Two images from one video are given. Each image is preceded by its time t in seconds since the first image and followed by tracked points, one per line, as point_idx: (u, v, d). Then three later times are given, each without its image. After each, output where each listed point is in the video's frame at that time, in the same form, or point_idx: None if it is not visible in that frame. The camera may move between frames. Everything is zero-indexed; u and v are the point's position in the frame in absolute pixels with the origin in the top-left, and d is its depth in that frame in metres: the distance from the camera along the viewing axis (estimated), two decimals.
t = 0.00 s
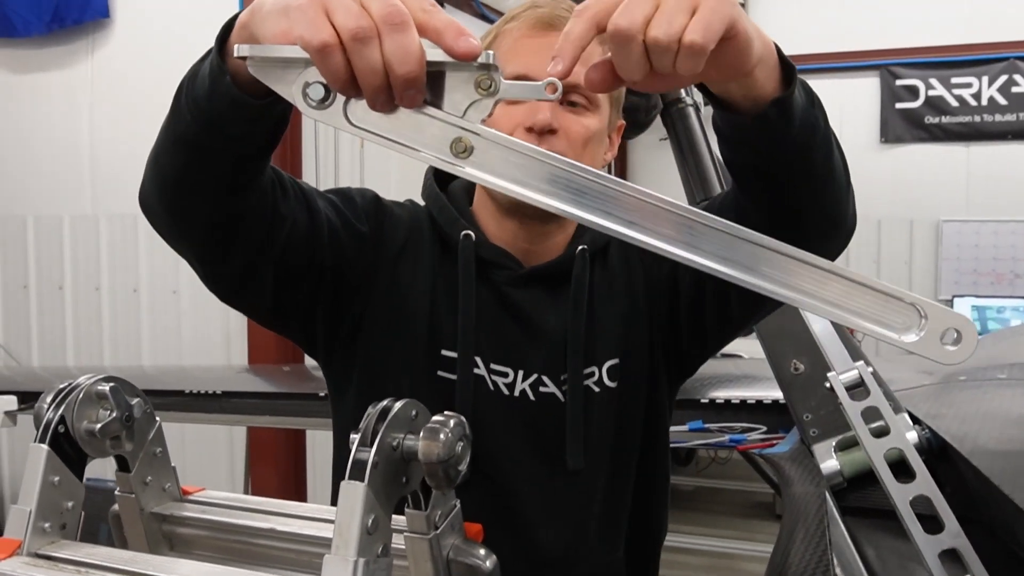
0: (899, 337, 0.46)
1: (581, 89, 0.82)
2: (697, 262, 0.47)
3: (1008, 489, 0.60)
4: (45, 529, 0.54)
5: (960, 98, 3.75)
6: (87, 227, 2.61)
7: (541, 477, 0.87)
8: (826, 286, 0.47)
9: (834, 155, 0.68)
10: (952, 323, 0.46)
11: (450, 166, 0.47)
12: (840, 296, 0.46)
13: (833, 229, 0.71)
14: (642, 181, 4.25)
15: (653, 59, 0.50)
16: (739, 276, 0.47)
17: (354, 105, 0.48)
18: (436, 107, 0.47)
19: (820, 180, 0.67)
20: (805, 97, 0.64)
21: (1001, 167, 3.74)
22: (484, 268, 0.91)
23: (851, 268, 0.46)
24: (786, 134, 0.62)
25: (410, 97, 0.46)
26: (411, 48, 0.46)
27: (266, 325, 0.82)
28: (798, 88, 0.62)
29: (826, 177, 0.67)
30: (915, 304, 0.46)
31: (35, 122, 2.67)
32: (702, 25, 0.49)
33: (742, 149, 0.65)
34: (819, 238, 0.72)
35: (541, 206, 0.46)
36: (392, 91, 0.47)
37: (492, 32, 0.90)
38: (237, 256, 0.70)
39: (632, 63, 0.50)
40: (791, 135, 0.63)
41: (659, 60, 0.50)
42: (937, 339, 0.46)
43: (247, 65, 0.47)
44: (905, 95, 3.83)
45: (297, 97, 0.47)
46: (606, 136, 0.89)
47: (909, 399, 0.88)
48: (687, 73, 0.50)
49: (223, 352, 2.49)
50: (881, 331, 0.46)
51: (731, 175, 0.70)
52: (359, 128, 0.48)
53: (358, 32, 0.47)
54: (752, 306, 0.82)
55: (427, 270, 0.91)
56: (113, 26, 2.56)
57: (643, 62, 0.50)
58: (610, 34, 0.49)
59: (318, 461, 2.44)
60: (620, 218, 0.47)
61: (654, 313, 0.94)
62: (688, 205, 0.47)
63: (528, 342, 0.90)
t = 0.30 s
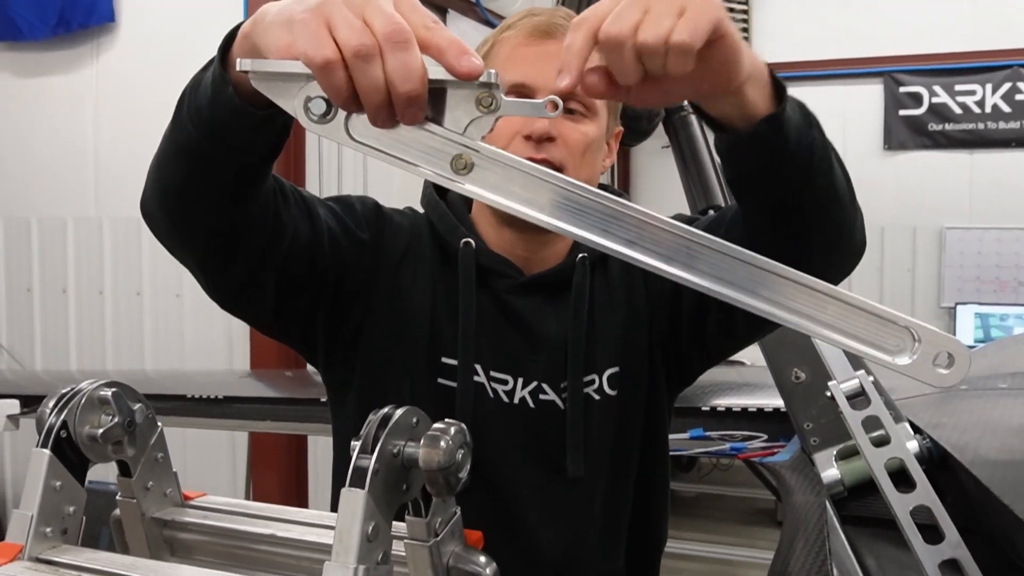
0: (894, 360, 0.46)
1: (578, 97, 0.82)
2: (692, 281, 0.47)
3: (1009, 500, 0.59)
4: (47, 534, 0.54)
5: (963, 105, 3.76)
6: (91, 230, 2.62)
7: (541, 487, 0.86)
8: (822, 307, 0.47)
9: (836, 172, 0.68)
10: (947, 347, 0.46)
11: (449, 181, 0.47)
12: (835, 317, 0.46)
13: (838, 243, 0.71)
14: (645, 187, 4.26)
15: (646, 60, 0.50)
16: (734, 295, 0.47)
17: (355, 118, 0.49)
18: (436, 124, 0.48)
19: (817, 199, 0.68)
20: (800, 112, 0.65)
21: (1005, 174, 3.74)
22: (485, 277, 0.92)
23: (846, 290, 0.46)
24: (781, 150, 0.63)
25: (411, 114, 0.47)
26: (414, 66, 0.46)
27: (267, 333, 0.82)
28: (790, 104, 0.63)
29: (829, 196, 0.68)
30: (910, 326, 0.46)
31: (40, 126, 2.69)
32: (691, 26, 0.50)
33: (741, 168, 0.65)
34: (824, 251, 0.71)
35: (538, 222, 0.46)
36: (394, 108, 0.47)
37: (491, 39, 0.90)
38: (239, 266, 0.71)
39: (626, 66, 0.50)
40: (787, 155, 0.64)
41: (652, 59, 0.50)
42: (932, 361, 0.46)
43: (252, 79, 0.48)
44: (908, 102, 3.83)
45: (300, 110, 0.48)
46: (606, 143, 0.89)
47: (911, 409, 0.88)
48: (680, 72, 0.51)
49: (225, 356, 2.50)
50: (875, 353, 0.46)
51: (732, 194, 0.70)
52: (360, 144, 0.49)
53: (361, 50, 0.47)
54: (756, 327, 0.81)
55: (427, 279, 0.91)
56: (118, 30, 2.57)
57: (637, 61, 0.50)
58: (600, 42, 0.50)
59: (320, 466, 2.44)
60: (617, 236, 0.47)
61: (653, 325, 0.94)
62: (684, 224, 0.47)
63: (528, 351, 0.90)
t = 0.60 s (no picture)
0: (887, 394, 0.46)
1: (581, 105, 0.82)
2: (689, 309, 0.47)
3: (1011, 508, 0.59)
4: (50, 540, 0.54)
5: (965, 112, 3.79)
6: (93, 233, 2.63)
7: (542, 497, 0.86)
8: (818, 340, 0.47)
9: (811, 205, 0.69)
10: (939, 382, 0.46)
11: (450, 205, 0.47)
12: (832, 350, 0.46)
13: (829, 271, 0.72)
14: (647, 192, 4.27)
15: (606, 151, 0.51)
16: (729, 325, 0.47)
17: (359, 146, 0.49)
18: (440, 146, 0.48)
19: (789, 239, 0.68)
20: (769, 156, 0.66)
21: (1007, 180, 3.75)
22: (489, 285, 0.92)
23: (845, 323, 0.46)
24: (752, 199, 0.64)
25: (415, 137, 0.47)
26: (419, 90, 0.47)
27: (271, 342, 0.83)
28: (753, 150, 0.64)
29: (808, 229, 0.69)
30: (905, 361, 0.46)
31: (45, 129, 2.69)
32: (645, 114, 0.50)
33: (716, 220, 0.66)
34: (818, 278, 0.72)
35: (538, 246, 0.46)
36: (398, 131, 0.47)
37: (493, 48, 0.91)
38: (243, 277, 0.71)
39: (588, 157, 0.51)
40: (755, 204, 0.65)
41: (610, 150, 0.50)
42: (924, 397, 0.46)
43: (255, 96, 0.48)
44: (911, 108, 3.85)
45: (304, 130, 0.48)
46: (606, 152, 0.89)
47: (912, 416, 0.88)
48: (638, 158, 0.51)
49: (226, 360, 2.50)
50: (868, 387, 0.46)
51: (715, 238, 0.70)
52: (364, 164, 0.49)
53: (367, 74, 0.48)
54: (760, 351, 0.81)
55: (430, 288, 0.91)
56: (120, 34, 2.58)
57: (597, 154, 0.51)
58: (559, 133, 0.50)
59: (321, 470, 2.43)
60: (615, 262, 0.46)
61: (653, 336, 0.94)
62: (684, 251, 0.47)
63: (529, 361, 0.90)
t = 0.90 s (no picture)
0: (894, 378, 0.47)
1: (580, 110, 0.81)
2: (694, 300, 0.47)
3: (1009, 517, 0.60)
4: (50, 546, 0.55)
5: (966, 117, 3.78)
6: (94, 238, 2.63)
7: (543, 504, 0.86)
8: (823, 326, 0.47)
9: (844, 216, 0.69)
10: (945, 364, 0.46)
11: (451, 202, 0.47)
12: (837, 337, 0.47)
13: (841, 278, 0.72)
14: (648, 198, 4.27)
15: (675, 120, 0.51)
16: (733, 314, 0.48)
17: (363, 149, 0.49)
18: (441, 145, 0.48)
19: (824, 240, 0.68)
20: (818, 155, 0.66)
21: (1008, 186, 3.75)
22: (488, 291, 0.92)
23: (848, 310, 0.46)
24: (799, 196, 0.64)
25: (416, 136, 0.47)
26: (419, 89, 0.47)
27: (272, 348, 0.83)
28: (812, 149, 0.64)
29: (833, 237, 0.69)
30: (910, 345, 0.46)
31: (48, 134, 2.70)
32: (722, 86, 0.51)
33: (751, 206, 0.66)
34: (829, 287, 0.72)
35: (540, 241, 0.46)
36: (399, 130, 0.48)
37: (491, 57, 0.91)
38: (246, 281, 0.72)
39: (659, 125, 0.51)
40: (799, 203, 0.65)
41: (681, 118, 0.51)
42: (930, 380, 0.47)
43: (257, 101, 0.48)
44: (911, 114, 3.85)
45: (305, 131, 0.48)
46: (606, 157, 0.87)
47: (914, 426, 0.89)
48: (709, 130, 0.52)
49: (227, 365, 2.50)
50: (875, 372, 0.47)
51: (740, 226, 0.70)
52: (366, 165, 0.49)
53: (367, 73, 0.48)
54: (761, 348, 0.82)
55: (430, 294, 0.91)
56: (122, 40, 2.59)
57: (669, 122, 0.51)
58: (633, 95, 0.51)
59: (322, 476, 2.43)
60: (619, 256, 0.47)
61: (653, 340, 0.94)
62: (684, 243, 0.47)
63: (530, 366, 0.90)
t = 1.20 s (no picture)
0: (901, 357, 0.46)
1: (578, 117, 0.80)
2: (697, 275, 0.47)
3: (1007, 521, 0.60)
4: (49, 551, 0.55)
5: (964, 122, 3.79)
6: (94, 243, 2.64)
7: (539, 508, 0.86)
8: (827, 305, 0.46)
9: (845, 210, 0.69)
10: (953, 341, 0.45)
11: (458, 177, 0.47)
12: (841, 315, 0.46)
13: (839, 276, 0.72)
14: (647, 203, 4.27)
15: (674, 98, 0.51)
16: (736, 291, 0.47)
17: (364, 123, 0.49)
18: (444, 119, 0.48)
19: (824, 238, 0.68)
20: (822, 147, 0.65)
21: (1007, 190, 3.76)
22: (483, 296, 0.92)
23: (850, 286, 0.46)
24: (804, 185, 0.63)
25: (419, 108, 0.47)
26: (423, 60, 0.47)
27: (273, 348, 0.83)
28: (817, 142, 0.64)
29: (838, 230, 0.68)
30: (916, 323, 0.45)
31: (48, 139, 2.71)
32: (724, 69, 0.50)
33: (753, 197, 0.66)
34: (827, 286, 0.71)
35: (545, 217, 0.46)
36: (403, 103, 0.48)
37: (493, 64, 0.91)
38: (248, 277, 0.71)
39: (658, 103, 0.51)
40: (803, 193, 0.65)
41: (681, 95, 0.51)
42: (939, 359, 0.45)
43: (259, 75, 0.48)
44: (910, 118, 3.85)
45: (308, 105, 0.48)
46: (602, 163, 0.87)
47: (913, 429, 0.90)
48: (709, 113, 0.51)
49: (226, 370, 2.50)
50: (882, 351, 0.46)
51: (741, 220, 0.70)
52: (368, 138, 0.49)
53: (372, 44, 0.48)
54: (756, 347, 0.81)
55: (430, 294, 0.92)
56: (122, 44, 2.60)
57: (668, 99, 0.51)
58: (634, 73, 0.51)
59: (321, 480, 2.43)
60: (626, 231, 0.47)
61: (649, 342, 0.94)
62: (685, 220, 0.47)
63: (526, 371, 0.90)
